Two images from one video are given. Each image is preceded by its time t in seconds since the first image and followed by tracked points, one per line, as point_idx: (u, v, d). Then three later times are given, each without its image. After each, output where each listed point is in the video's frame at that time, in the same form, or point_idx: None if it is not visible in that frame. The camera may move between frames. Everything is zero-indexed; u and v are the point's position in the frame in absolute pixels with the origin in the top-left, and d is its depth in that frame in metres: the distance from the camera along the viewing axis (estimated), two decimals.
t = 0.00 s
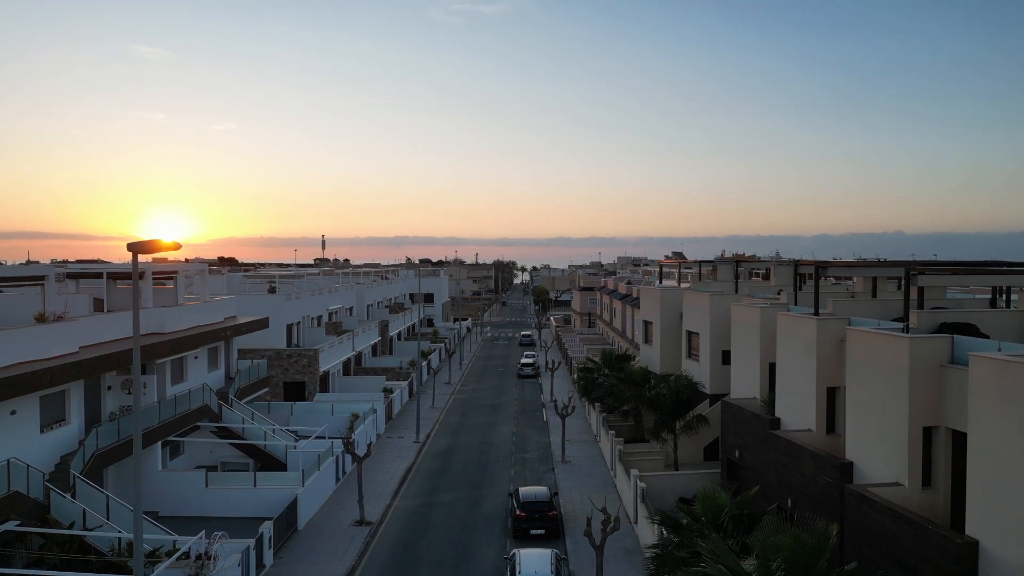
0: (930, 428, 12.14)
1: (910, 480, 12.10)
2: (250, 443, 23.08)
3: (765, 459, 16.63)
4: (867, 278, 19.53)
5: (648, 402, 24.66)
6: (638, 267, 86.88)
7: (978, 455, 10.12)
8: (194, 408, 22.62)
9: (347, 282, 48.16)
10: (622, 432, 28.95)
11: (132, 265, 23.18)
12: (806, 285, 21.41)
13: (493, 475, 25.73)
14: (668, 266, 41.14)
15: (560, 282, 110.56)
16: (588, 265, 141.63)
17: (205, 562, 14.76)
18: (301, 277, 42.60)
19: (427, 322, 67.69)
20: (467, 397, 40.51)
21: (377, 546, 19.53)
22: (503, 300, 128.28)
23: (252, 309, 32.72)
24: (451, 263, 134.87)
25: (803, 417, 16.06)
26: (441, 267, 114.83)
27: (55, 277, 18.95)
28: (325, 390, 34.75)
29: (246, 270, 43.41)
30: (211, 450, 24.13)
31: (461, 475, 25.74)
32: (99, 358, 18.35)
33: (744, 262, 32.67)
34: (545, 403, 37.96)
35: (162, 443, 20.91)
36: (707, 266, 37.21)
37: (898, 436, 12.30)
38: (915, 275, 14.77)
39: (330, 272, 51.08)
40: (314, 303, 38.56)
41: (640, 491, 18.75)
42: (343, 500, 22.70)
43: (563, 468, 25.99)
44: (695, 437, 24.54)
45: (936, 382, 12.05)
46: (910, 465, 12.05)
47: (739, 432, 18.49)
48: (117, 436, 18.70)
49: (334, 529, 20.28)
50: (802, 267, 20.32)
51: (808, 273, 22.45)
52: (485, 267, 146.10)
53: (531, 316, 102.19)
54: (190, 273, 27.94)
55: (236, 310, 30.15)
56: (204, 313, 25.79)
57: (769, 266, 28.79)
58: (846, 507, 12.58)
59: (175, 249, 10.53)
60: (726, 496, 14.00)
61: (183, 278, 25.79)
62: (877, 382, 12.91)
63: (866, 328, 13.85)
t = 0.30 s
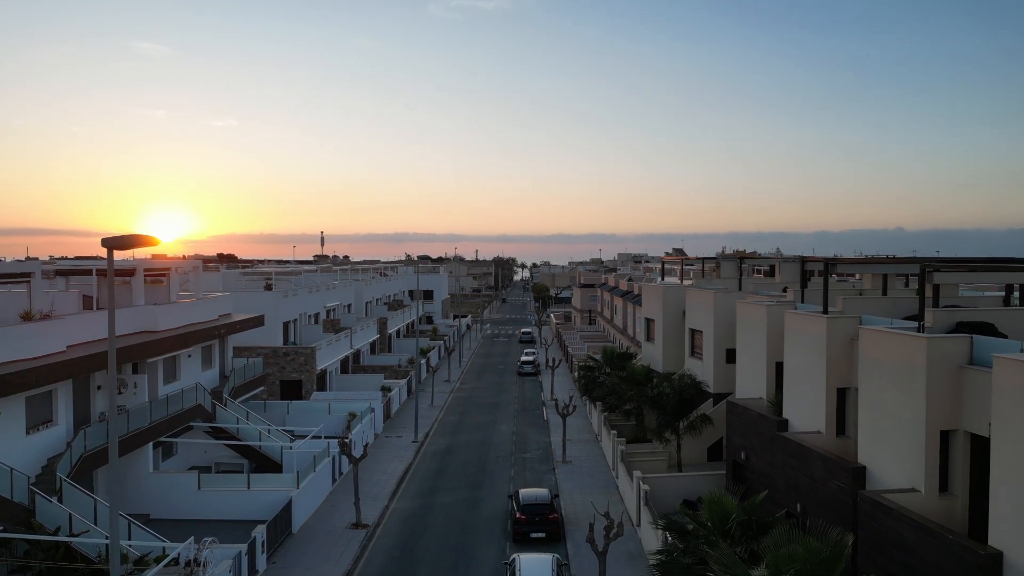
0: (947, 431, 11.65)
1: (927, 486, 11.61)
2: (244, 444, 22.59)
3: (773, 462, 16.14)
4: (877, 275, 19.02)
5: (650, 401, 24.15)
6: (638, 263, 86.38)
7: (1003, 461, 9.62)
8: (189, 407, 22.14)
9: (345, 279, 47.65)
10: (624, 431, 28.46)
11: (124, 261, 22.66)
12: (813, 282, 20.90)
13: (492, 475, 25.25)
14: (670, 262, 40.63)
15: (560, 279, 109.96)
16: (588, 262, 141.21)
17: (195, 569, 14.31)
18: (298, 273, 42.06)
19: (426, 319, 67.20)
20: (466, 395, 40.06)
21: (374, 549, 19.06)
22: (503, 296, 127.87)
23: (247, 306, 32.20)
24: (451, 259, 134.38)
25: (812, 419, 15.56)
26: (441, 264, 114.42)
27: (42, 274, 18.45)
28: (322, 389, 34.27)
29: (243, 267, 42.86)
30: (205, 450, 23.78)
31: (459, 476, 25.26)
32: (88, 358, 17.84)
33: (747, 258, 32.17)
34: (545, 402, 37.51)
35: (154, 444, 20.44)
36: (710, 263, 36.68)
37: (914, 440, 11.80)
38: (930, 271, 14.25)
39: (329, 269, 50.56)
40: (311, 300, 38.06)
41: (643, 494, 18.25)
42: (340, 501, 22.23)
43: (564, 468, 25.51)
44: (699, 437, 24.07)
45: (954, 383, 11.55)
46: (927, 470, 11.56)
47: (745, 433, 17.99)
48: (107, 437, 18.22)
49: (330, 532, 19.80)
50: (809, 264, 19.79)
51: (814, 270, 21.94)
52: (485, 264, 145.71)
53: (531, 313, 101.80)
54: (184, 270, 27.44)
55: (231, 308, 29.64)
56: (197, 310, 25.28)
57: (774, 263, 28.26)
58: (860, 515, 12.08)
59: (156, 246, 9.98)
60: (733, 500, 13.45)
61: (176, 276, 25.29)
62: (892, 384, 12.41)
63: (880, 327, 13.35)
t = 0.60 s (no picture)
0: (966, 435, 11.17)
1: (945, 492, 11.12)
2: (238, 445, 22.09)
3: (781, 464, 15.67)
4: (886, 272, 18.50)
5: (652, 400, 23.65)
6: (638, 260, 85.82)
7: None
8: (182, 407, 21.66)
9: (343, 276, 47.11)
10: (625, 431, 27.97)
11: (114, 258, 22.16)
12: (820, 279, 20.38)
13: (491, 476, 24.77)
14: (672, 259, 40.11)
15: (560, 276, 109.35)
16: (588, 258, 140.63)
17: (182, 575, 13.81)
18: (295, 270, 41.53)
19: (425, 316, 66.61)
20: (466, 393, 39.57)
21: (370, 553, 18.56)
22: (503, 293, 127.38)
23: (243, 304, 31.68)
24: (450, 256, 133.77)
25: (822, 421, 15.05)
26: (441, 260, 113.86)
27: (28, 271, 17.96)
28: (320, 387, 33.76)
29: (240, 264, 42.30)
30: (199, 450, 23.20)
31: (458, 477, 24.78)
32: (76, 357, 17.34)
33: (751, 255, 31.67)
34: (546, 400, 37.00)
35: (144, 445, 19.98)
36: (712, 259, 36.17)
37: (931, 444, 11.32)
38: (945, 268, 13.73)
39: (327, 266, 50.04)
40: (308, 297, 37.53)
41: (647, 497, 17.74)
42: (336, 503, 21.75)
43: (565, 469, 25.03)
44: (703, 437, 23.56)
45: (972, 385, 11.07)
46: (945, 476, 11.07)
47: (751, 435, 17.48)
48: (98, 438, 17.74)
49: (326, 535, 19.32)
50: (817, 260, 19.27)
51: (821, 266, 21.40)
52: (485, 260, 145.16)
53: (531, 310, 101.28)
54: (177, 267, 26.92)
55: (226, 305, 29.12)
56: (191, 308, 24.78)
57: (778, 259, 27.74)
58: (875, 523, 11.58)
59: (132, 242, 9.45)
60: (741, 505, 12.94)
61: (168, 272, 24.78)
62: (907, 387, 11.91)
63: (893, 326, 12.85)
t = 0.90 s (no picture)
0: (986, 441, 10.68)
1: (964, 500, 10.64)
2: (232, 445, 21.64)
3: (789, 468, 15.18)
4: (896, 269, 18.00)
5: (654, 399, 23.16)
6: (639, 257, 85.35)
7: None
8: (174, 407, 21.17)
9: (341, 273, 46.62)
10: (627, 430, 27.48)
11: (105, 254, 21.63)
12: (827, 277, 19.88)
13: (491, 477, 24.29)
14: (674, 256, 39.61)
15: (560, 273, 108.81)
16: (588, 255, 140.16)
17: None
18: (292, 267, 41.03)
19: (424, 313, 66.13)
20: (465, 391, 39.11)
21: (366, 557, 18.09)
22: (503, 290, 126.94)
23: (238, 301, 31.18)
24: (450, 253, 133.29)
25: (832, 423, 14.54)
26: (441, 257, 113.33)
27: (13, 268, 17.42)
28: (316, 386, 33.30)
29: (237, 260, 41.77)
30: (191, 450, 22.95)
31: (457, 478, 24.30)
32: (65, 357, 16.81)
33: (755, 252, 31.16)
34: (545, 399, 36.52)
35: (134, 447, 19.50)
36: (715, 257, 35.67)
37: (949, 450, 10.82)
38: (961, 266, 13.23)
39: (325, 262, 49.55)
40: (305, 295, 37.02)
41: (650, 501, 17.24)
42: (332, 506, 21.27)
43: (565, 470, 24.55)
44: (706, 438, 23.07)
45: (993, 388, 10.57)
46: (964, 482, 10.59)
47: (757, 437, 16.98)
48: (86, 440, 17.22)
49: (320, 539, 18.85)
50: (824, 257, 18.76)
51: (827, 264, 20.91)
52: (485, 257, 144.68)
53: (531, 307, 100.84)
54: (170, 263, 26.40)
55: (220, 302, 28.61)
56: (184, 305, 24.25)
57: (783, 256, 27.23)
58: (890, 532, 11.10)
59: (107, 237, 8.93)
60: (749, 511, 12.43)
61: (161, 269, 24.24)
62: (924, 389, 11.42)
63: (908, 325, 12.35)
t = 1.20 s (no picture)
0: (1009, 447, 10.20)
1: (984, 508, 10.17)
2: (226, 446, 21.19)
3: (798, 472, 14.68)
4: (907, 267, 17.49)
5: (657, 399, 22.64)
6: (639, 254, 84.88)
7: None
8: (166, 407, 20.66)
9: (339, 270, 46.13)
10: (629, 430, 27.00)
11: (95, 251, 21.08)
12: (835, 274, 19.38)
13: (489, 479, 23.78)
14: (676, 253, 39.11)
15: (560, 270, 108.30)
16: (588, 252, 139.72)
17: None
18: (290, 264, 40.56)
19: (423, 310, 65.67)
20: (465, 390, 38.64)
21: (362, 562, 17.62)
22: (503, 287, 126.46)
23: (234, 299, 30.68)
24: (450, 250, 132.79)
25: (843, 426, 14.04)
26: (440, 253, 112.85)
27: None
28: (314, 385, 32.84)
29: (234, 257, 41.26)
30: (183, 451, 22.62)
31: (455, 479, 23.82)
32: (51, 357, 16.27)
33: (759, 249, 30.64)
34: (546, 398, 36.05)
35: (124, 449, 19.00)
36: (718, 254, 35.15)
37: (969, 456, 10.33)
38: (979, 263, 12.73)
39: (323, 260, 49.05)
40: (303, 292, 36.54)
41: (654, 505, 16.73)
42: (328, 508, 20.82)
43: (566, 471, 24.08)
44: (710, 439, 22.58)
45: (1016, 391, 10.08)
46: (985, 490, 10.11)
47: (765, 439, 16.46)
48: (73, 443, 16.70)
49: (316, 544, 18.39)
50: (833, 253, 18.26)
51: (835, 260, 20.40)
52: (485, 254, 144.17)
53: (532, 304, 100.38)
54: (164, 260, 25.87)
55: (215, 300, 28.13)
56: (176, 303, 23.71)
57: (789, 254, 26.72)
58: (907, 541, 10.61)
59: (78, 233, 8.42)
60: (758, 517, 11.79)
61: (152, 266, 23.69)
62: (943, 391, 10.91)
63: (925, 325, 11.86)
